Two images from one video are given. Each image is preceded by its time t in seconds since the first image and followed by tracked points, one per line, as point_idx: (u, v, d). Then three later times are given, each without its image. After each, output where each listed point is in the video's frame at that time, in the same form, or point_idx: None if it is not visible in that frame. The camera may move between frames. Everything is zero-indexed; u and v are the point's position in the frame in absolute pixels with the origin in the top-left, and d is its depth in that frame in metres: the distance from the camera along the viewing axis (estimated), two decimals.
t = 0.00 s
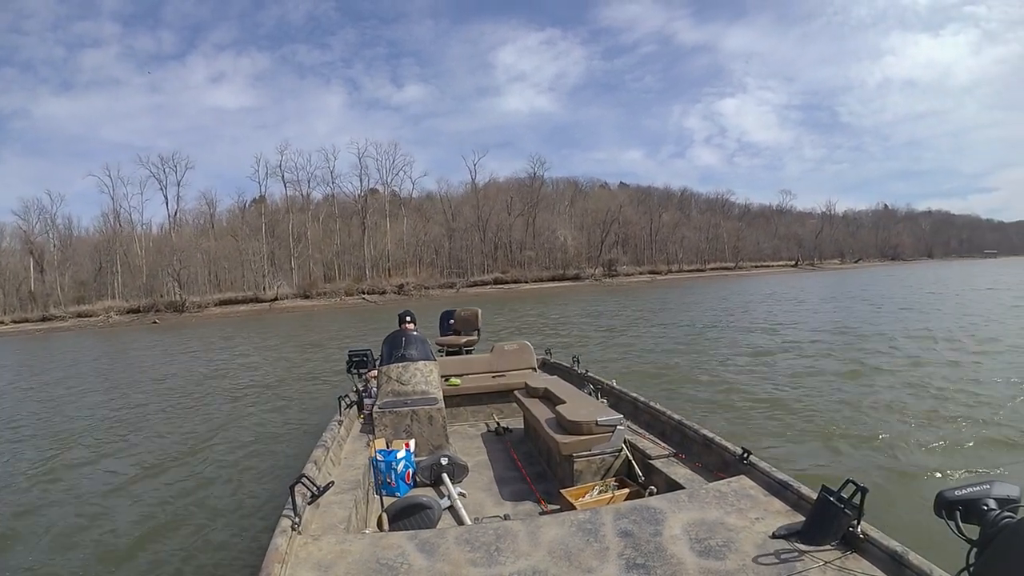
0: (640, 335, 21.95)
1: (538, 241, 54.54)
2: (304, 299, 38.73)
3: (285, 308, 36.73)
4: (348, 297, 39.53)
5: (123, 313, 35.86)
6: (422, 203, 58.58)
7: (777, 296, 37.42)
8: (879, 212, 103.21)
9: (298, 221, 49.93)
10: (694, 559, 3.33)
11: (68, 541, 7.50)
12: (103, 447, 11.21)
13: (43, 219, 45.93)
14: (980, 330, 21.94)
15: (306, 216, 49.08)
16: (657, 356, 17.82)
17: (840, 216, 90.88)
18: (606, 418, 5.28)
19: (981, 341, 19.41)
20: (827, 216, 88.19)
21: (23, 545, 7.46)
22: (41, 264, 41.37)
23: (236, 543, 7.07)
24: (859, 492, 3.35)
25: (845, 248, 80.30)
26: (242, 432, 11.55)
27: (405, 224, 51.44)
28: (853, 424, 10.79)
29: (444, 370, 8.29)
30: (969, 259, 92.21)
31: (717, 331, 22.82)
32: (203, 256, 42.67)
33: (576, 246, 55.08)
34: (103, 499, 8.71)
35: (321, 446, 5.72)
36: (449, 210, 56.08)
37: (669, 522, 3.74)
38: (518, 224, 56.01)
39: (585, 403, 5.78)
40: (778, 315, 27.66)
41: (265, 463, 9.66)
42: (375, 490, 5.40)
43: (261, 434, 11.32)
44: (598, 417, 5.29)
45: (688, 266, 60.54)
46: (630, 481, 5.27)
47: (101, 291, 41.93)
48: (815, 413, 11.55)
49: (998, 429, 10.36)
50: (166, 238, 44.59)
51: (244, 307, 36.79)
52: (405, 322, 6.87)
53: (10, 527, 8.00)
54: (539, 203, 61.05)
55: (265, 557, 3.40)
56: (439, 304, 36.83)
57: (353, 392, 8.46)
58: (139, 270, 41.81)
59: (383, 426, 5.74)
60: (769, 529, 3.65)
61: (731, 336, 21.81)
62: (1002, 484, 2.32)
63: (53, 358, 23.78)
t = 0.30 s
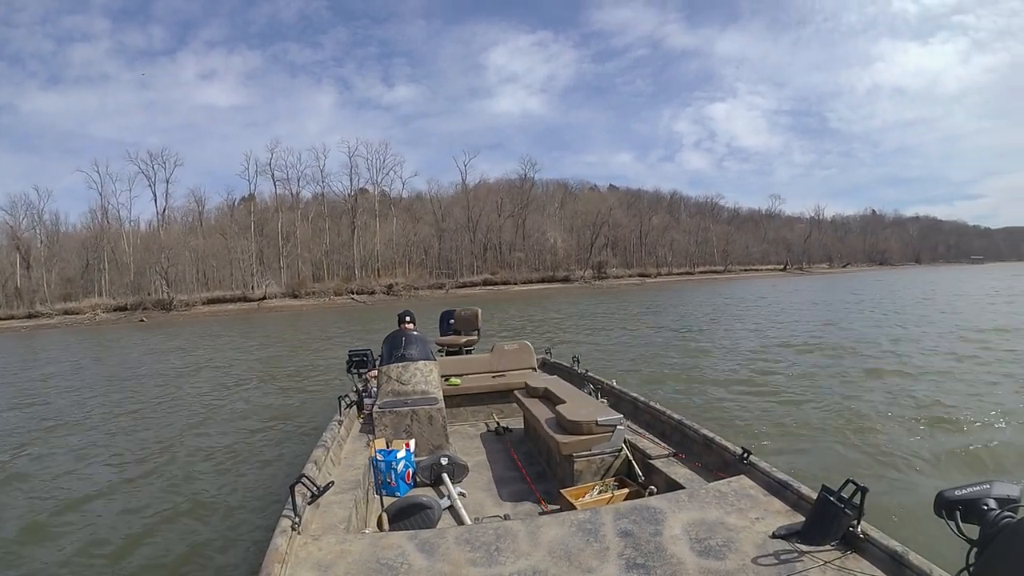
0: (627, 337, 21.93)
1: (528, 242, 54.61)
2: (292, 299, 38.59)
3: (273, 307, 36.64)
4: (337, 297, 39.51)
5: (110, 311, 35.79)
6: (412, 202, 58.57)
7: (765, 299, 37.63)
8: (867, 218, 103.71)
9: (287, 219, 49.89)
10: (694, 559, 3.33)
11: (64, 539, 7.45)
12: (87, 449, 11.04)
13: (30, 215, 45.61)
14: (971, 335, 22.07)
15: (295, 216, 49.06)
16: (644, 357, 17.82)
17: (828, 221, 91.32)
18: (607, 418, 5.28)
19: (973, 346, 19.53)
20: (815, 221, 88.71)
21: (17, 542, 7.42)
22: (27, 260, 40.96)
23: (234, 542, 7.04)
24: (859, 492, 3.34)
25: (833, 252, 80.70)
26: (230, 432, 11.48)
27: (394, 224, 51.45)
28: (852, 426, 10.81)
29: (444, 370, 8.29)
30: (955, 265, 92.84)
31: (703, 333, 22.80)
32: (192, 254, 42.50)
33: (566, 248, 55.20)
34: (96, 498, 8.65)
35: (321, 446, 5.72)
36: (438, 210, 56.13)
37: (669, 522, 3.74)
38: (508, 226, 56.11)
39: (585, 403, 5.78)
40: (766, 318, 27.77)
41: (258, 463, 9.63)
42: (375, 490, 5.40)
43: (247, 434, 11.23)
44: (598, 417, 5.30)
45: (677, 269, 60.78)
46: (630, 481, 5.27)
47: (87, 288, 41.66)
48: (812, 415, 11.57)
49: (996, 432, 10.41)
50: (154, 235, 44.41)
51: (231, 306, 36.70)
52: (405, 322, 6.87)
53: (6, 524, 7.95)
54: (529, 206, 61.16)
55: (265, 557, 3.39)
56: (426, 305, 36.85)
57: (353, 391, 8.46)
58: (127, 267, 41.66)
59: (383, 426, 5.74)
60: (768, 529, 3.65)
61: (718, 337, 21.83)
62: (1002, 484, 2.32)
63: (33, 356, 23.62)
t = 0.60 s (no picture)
0: (614, 338, 21.92)
1: (517, 244, 54.73)
2: (280, 298, 38.49)
3: (261, 306, 36.52)
4: (325, 297, 39.46)
5: (96, 308, 35.64)
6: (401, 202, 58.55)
7: (753, 302, 37.83)
8: (854, 223, 104.37)
9: (275, 217, 49.80)
10: (694, 559, 3.33)
11: (60, 539, 7.39)
12: (71, 450, 10.88)
13: (15, 210, 45.15)
14: (961, 339, 22.24)
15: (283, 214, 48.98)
16: (632, 359, 17.83)
17: (816, 226, 91.87)
18: (606, 418, 5.28)
19: (963, 350, 19.70)
20: (802, 225, 89.27)
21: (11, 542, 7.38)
22: (13, 256, 40.46)
23: (232, 543, 7.01)
24: (858, 492, 3.35)
25: (821, 256, 81.11)
26: (221, 432, 11.45)
27: (383, 224, 51.43)
28: (849, 428, 10.86)
29: (444, 370, 8.29)
30: (940, 270, 93.53)
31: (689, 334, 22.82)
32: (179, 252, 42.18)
33: (555, 250, 55.33)
34: (90, 498, 8.58)
35: (320, 446, 5.72)
36: (427, 211, 56.14)
37: (669, 521, 3.74)
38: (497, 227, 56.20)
39: (584, 403, 5.78)
40: (754, 321, 27.85)
41: (251, 463, 9.61)
42: (375, 490, 5.39)
43: (239, 435, 11.21)
44: (598, 417, 5.31)
45: (666, 272, 61.05)
46: (630, 481, 5.27)
47: (73, 285, 41.26)
48: (809, 416, 11.62)
49: (990, 435, 10.51)
50: (141, 232, 44.10)
51: (219, 305, 36.56)
52: (404, 322, 6.86)
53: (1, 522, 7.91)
54: (519, 207, 61.31)
55: (265, 557, 3.40)
56: (413, 306, 36.90)
57: (353, 391, 8.44)
58: (113, 264, 41.21)
59: (383, 426, 5.74)
60: (768, 529, 3.66)
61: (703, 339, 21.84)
62: (1002, 484, 2.32)
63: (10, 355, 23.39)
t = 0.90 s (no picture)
0: (600, 339, 21.88)
1: (506, 244, 54.79)
2: (269, 300, 38.46)
3: (250, 309, 36.42)
4: (314, 299, 39.47)
5: (83, 312, 35.34)
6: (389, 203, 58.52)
7: (742, 302, 37.94)
8: (842, 222, 104.78)
9: (263, 219, 49.69)
10: (694, 560, 3.33)
11: (58, 544, 7.34)
12: (61, 455, 10.81)
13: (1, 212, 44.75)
14: (949, 336, 22.37)
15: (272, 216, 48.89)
16: (619, 360, 17.82)
17: (804, 225, 92.26)
18: (606, 418, 5.29)
19: (954, 347, 19.81)
20: (790, 224, 89.63)
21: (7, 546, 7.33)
22: None
23: (230, 546, 6.99)
24: (858, 492, 3.35)
25: (809, 255, 81.47)
26: (212, 436, 11.40)
27: (372, 225, 51.38)
28: (847, 427, 10.89)
29: (444, 371, 8.29)
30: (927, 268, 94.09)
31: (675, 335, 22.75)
32: (166, 254, 41.86)
33: (545, 250, 55.51)
34: (86, 503, 8.54)
35: (320, 447, 5.72)
36: (416, 212, 56.10)
37: (669, 522, 3.74)
38: (486, 228, 56.27)
39: (584, 403, 5.79)
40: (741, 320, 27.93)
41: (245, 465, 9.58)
42: (376, 490, 5.39)
43: (230, 438, 11.15)
44: (598, 417, 5.30)
45: (655, 271, 61.34)
46: (630, 481, 5.27)
47: (60, 288, 40.83)
48: (806, 416, 11.64)
49: (985, 433, 10.58)
50: (128, 234, 43.79)
51: (207, 308, 36.43)
52: (403, 322, 6.86)
53: None
54: (508, 207, 61.39)
55: (265, 558, 3.39)
56: (401, 307, 36.92)
57: (353, 392, 8.44)
58: (100, 267, 40.81)
59: (383, 427, 5.74)
60: (768, 529, 3.66)
61: (689, 339, 21.81)
62: (1001, 484, 2.32)
63: None
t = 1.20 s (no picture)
0: (587, 339, 21.81)
1: (496, 244, 54.91)
2: (258, 302, 38.40)
3: (239, 311, 36.45)
4: (303, 300, 39.44)
5: (71, 315, 34.96)
6: (378, 204, 58.50)
7: (729, 300, 37.94)
8: (829, 220, 105.24)
9: (251, 221, 49.56)
10: (694, 560, 3.33)
11: (57, 549, 7.30)
12: (48, 460, 10.71)
13: None
14: (938, 334, 22.47)
15: (260, 217, 48.78)
16: (607, 359, 17.80)
17: (791, 224, 92.64)
18: (606, 418, 5.28)
19: (943, 344, 19.91)
20: (778, 222, 90.05)
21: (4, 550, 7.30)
22: None
23: (231, 549, 6.97)
24: (858, 492, 3.35)
25: (797, 254, 81.84)
26: (204, 439, 11.38)
27: (360, 226, 51.30)
28: (845, 427, 10.89)
29: (444, 371, 8.29)
30: (914, 266, 94.67)
31: (661, 335, 22.66)
32: (154, 256, 41.63)
33: (534, 250, 55.71)
34: (82, 508, 8.50)
35: (320, 447, 5.72)
36: (405, 212, 56.18)
37: (669, 522, 3.74)
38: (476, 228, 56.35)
39: (583, 403, 5.78)
40: (730, 318, 27.97)
41: (239, 468, 9.56)
42: (376, 491, 5.39)
43: (222, 442, 11.11)
44: (598, 417, 5.30)
45: (644, 271, 61.60)
46: (630, 482, 5.27)
47: (48, 292, 40.40)
48: (804, 415, 11.65)
49: (981, 431, 10.61)
50: (116, 237, 43.45)
51: (195, 310, 36.23)
52: (403, 323, 6.86)
53: None
54: (497, 207, 61.52)
55: (265, 558, 3.39)
56: (388, 308, 36.97)
57: (353, 392, 8.44)
58: (87, 270, 40.56)
59: (383, 427, 5.74)
60: (768, 529, 3.65)
61: (676, 339, 21.70)
62: (1001, 484, 2.33)
63: None
